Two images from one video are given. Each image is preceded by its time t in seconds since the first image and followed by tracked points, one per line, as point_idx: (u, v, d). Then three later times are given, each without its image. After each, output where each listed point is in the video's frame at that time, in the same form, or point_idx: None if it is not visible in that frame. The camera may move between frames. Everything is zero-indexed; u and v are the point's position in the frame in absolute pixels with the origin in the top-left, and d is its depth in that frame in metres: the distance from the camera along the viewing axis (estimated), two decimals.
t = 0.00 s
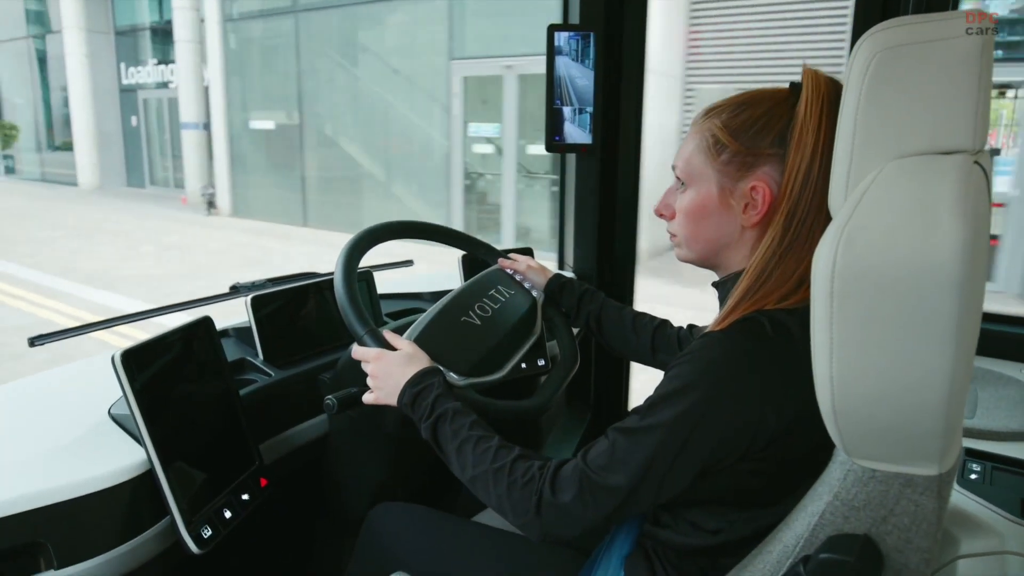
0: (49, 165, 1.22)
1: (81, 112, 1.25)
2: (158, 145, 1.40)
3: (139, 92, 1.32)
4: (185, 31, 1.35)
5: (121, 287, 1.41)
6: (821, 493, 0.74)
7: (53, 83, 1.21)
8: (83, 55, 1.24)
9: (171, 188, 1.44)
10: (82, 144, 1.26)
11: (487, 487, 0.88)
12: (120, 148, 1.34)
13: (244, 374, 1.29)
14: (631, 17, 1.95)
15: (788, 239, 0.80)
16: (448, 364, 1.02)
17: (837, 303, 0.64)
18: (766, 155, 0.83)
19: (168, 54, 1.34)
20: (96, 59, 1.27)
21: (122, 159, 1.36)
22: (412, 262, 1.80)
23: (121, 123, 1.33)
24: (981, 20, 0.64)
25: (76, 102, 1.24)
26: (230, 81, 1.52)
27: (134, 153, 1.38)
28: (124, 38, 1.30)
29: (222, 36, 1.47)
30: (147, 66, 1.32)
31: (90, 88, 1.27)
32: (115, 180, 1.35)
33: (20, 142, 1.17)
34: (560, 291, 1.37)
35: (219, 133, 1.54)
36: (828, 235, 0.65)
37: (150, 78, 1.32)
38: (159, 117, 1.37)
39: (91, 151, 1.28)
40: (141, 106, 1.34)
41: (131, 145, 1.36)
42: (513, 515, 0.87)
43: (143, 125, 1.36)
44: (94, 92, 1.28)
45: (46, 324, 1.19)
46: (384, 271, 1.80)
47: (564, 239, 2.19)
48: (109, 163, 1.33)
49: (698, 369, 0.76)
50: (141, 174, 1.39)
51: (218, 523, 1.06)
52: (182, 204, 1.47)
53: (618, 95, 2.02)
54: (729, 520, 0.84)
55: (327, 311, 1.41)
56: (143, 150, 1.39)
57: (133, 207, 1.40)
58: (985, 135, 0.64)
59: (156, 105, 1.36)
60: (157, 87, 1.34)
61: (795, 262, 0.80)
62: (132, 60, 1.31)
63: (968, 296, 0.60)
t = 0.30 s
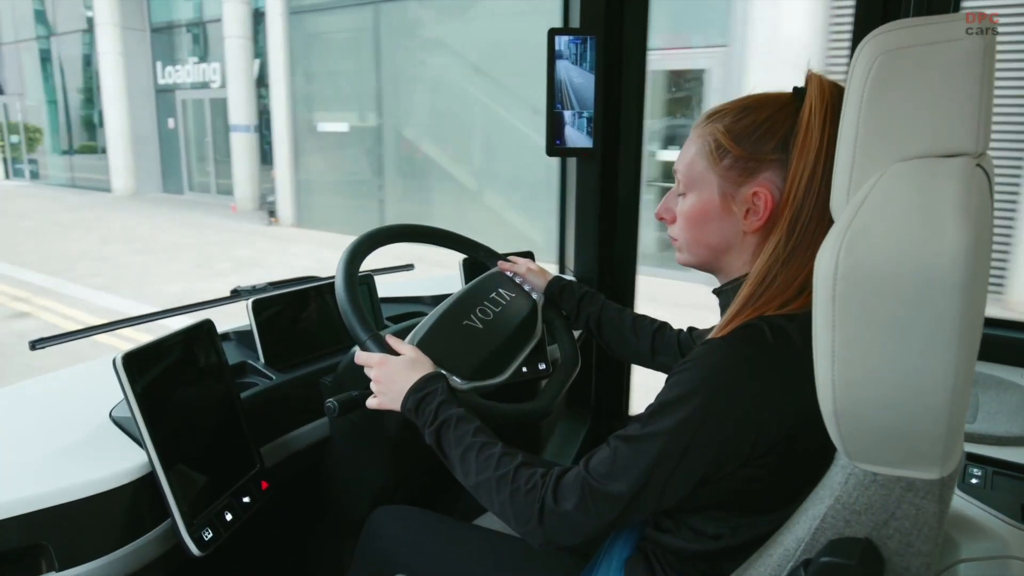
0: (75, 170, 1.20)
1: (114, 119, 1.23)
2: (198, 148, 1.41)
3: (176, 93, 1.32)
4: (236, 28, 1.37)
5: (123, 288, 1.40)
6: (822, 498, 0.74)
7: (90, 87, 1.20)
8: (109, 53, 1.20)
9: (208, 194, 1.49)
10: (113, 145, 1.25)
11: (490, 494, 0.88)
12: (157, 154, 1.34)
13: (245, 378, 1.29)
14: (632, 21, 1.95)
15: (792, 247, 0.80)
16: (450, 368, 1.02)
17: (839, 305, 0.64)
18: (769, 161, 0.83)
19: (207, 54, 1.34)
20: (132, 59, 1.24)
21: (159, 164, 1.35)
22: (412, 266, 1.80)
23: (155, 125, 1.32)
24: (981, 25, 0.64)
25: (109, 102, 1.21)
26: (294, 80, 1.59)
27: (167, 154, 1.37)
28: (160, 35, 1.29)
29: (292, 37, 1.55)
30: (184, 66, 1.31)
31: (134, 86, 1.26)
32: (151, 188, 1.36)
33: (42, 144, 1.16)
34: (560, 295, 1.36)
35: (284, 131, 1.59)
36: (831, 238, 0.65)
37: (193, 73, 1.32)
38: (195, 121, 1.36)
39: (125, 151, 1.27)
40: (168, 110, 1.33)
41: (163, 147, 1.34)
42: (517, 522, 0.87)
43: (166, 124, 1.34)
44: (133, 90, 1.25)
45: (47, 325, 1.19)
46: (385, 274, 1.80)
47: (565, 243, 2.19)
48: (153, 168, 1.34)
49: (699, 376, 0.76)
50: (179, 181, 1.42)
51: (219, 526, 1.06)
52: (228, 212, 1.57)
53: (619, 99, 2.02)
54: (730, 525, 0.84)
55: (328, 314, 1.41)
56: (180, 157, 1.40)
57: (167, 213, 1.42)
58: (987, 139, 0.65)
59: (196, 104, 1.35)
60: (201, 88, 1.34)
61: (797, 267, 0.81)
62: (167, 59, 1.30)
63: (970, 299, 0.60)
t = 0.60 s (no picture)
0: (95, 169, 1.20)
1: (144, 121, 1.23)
2: (234, 143, 1.43)
3: (211, 89, 1.33)
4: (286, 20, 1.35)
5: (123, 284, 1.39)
6: (820, 489, 0.74)
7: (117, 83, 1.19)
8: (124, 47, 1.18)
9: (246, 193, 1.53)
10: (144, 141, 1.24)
11: (490, 487, 0.88)
12: (190, 148, 1.35)
13: (243, 372, 1.29)
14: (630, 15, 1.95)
15: (784, 240, 0.80)
16: (449, 363, 1.02)
17: (837, 298, 0.63)
18: (762, 154, 0.83)
19: (246, 47, 1.34)
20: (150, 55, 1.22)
21: (190, 160, 1.36)
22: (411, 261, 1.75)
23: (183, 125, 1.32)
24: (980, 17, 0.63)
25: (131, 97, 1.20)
26: (363, 76, 1.55)
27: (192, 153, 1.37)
28: (192, 27, 1.30)
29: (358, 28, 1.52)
30: (221, 60, 1.32)
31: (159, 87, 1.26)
32: (181, 190, 1.36)
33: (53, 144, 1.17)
34: (559, 286, 1.38)
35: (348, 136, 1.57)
36: (828, 231, 0.65)
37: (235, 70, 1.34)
38: (231, 116, 1.37)
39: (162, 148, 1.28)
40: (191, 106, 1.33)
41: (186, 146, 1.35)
42: (517, 515, 0.87)
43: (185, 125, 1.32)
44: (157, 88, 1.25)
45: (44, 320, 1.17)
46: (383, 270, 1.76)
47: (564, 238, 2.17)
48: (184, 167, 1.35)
49: (698, 369, 0.76)
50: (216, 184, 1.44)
51: (218, 521, 1.06)
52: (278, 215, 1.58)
53: (617, 94, 2.02)
54: (729, 518, 0.84)
55: (327, 308, 1.41)
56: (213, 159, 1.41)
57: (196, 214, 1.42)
58: (985, 129, 0.64)
59: (232, 103, 1.36)
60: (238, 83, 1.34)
61: (791, 260, 0.81)
62: (202, 54, 1.31)
63: (968, 290, 0.60)
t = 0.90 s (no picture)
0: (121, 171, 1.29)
1: (189, 122, 1.34)
2: (284, 145, 1.58)
3: (260, 85, 1.47)
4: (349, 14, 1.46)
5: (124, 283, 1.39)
6: (820, 492, 0.74)
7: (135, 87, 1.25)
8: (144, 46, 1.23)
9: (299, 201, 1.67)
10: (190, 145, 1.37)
11: (488, 488, 0.88)
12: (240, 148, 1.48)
13: (244, 373, 1.29)
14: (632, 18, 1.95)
15: (783, 244, 0.80)
16: (449, 364, 1.03)
17: (837, 301, 0.64)
18: (759, 158, 0.83)
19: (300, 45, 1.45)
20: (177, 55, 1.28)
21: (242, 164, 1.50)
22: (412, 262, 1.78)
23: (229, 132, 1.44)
24: (981, 24, 0.63)
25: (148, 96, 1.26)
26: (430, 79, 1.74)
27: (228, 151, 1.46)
28: (239, 22, 1.40)
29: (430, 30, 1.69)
30: (272, 57, 1.45)
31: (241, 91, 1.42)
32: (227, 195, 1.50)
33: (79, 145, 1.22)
34: (561, 282, 1.39)
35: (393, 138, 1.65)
36: (828, 235, 0.65)
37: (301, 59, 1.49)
38: (280, 114, 1.52)
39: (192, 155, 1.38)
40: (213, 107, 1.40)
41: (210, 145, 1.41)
42: (516, 517, 0.87)
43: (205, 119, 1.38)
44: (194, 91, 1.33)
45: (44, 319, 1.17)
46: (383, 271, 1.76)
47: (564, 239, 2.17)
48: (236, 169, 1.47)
49: (697, 372, 0.76)
50: (266, 186, 1.60)
51: (218, 521, 1.06)
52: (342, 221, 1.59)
53: (619, 96, 2.02)
54: (729, 521, 0.84)
55: (328, 310, 1.41)
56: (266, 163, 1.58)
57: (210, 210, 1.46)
58: (985, 134, 0.65)
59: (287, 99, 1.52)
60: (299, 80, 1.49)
61: (791, 263, 0.80)
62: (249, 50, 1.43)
63: (967, 293, 0.60)
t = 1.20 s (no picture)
0: (151, 175, 1.42)
1: (229, 119, 1.46)
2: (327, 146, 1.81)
3: (306, 82, 1.66)
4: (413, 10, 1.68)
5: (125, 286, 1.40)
6: (821, 492, 0.74)
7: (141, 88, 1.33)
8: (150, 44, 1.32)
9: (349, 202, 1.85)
10: (229, 146, 1.51)
11: (486, 488, 0.88)
12: (281, 148, 1.66)
13: (244, 375, 1.29)
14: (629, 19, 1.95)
15: (782, 245, 0.80)
16: (446, 365, 1.03)
17: (835, 302, 0.64)
18: (757, 159, 0.83)
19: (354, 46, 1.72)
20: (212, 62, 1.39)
21: (281, 168, 1.68)
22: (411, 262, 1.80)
23: (269, 137, 1.61)
24: (980, 24, 0.63)
25: (176, 99, 1.37)
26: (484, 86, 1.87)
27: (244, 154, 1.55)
28: (285, 15, 1.53)
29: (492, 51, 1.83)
30: (320, 55, 1.67)
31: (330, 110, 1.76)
32: (270, 202, 1.72)
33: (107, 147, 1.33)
34: (555, 276, 1.38)
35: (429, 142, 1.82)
36: (826, 236, 0.65)
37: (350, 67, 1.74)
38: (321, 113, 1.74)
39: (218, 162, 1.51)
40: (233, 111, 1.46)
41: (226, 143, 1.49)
42: (514, 516, 0.87)
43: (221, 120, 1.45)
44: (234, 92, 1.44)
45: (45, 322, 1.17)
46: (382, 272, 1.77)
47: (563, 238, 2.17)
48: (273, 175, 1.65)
49: (697, 372, 0.76)
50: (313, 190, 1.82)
51: (218, 523, 1.06)
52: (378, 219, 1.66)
53: (617, 96, 2.02)
54: (729, 520, 0.84)
55: (327, 312, 1.41)
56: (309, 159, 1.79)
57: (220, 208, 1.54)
58: (983, 134, 0.65)
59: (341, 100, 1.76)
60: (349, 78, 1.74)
61: (789, 264, 0.80)
62: (294, 48, 1.60)
63: (966, 293, 0.60)
